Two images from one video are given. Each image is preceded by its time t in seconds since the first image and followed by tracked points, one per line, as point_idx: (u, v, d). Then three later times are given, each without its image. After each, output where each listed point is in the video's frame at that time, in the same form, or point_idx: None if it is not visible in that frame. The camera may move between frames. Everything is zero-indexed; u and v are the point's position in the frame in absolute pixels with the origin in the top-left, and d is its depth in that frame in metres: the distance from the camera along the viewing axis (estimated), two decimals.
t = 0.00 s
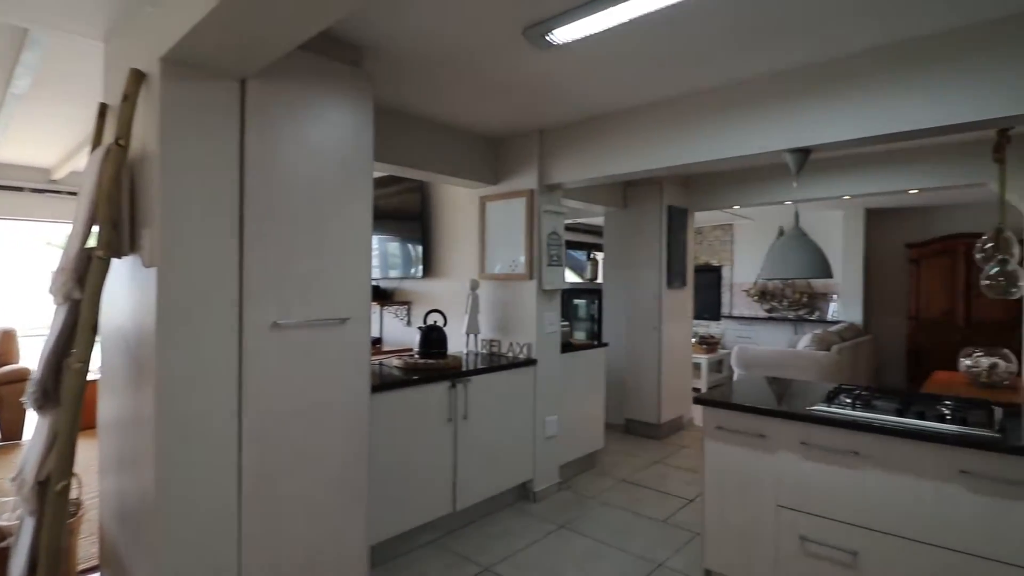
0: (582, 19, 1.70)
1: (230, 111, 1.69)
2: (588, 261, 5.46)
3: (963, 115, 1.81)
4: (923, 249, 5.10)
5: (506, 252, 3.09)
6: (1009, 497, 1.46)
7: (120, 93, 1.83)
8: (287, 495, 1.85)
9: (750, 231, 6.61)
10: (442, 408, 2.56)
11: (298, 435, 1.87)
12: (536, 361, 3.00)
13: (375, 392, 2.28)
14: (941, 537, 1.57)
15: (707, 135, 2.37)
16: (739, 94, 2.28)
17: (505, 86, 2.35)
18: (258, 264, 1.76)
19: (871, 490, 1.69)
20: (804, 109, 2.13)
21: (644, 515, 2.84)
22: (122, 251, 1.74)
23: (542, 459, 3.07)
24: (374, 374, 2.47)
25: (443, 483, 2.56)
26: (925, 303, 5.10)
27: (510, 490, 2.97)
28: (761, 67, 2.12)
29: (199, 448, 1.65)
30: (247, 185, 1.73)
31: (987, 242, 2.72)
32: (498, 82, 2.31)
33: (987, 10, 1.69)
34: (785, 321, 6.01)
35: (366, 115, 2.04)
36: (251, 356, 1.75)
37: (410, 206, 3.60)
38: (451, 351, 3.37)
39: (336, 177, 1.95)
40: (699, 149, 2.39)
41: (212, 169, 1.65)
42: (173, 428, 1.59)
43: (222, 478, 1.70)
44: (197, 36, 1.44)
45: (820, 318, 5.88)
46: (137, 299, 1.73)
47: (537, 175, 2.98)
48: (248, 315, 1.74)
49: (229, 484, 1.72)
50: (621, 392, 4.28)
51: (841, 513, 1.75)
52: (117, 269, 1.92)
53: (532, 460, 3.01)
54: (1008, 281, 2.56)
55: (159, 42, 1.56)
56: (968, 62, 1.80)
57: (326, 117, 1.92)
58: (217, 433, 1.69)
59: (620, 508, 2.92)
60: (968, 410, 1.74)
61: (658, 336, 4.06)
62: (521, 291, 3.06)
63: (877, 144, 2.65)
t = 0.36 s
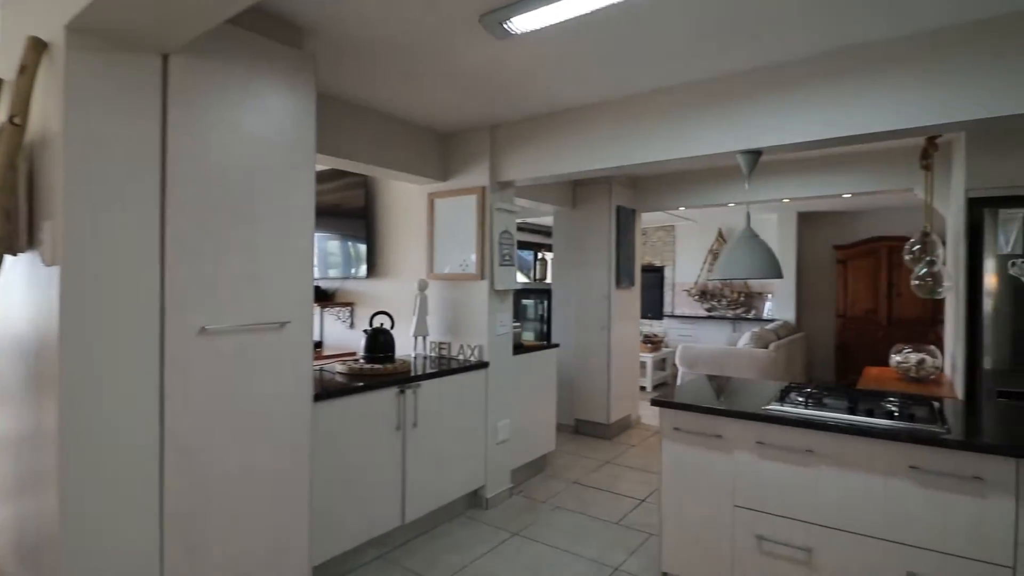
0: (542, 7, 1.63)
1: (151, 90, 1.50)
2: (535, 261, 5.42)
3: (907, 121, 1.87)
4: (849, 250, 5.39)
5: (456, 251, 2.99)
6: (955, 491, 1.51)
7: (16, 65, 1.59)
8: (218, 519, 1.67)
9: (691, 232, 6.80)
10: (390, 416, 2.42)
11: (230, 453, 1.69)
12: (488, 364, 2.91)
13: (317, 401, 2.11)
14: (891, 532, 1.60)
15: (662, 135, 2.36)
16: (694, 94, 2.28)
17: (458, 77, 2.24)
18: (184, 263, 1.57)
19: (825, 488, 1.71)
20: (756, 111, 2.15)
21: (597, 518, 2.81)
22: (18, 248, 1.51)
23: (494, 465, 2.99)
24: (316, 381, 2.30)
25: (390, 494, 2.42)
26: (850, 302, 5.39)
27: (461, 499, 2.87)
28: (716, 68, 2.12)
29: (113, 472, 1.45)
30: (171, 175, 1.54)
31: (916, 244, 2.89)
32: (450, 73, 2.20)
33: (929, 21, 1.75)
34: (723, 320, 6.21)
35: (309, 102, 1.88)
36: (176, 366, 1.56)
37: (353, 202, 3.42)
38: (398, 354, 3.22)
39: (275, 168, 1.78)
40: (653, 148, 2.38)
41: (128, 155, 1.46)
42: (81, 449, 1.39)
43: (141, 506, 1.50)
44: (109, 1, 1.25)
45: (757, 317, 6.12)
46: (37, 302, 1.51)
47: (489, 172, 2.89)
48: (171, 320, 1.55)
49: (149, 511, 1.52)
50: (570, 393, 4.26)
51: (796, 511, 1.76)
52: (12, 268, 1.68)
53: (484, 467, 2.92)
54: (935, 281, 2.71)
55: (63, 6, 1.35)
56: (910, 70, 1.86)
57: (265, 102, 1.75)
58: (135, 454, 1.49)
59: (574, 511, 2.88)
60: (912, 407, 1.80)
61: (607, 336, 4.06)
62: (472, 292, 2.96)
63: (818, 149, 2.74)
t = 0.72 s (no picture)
0: None
1: (69, 61, 1.30)
2: (489, 261, 5.33)
3: (869, 121, 1.88)
4: (792, 250, 5.60)
5: (413, 249, 2.86)
6: (921, 486, 1.54)
7: None
8: (154, 548, 1.48)
9: (642, 232, 6.89)
10: (344, 424, 2.27)
11: (168, 472, 1.51)
12: (447, 366, 2.81)
13: (265, 410, 1.94)
14: (859, 528, 1.62)
15: (628, 132, 2.32)
16: (659, 91, 2.26)
17: (418, 64, 2.12)
18: (112, 259, 1.38)
19: (794, 486, 1.71)
20: (721, 109, 2.14)
21: (560, 521, 2.75)
22: None
23: (453, 471, 2.88)
24: (263, 388, 2.12)
25: (345, 507, 2.28)
26: (792, 301, 5.61)
27: (419, 508, 2.74)
28: (682, 65, 2.10)
29: (25, 502, 1.25)
30: (95, 158, 1.35)
31: (861, 245, 3.01)
32: (410, 59, 2.07)
33: (890, 25, 1.78)
34: (673, 319, 6.33)
35: (256, 83, 1.71)
36: (103, 377, 1.37)
37: (301, 196, 3.22)
38: (350, 358, 3.06)
39: (218, 154, 1.61)
40: (618, 145, 2.34)
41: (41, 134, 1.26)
42: None
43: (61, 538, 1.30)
44: None
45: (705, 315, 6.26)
46: None
47: (447, 166, 2.77)
48: (95, 324, 1.35)
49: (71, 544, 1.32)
50: (528, 394, 4.20)
51: (766, 511, 1.76)
52: None
53: (442, 473, 2.81)
54: (879, 280, 2.82)
55: None
56: (871, 71, 1.88)
57: (206, 81, 1.57)
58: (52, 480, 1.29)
59: (536, 516, 2.81)
60: (872, 403, 1.83)
61: (564, 335, 4.03)
62: (430, 291, 2.84)
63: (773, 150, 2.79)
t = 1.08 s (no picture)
0: None
1: None
2: (444, 260, 5.21)
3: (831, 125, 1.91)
4: (739, 251, 5.78)
5: (369, 248, 2.73)
6: (886, 483, 1.57)
7: None
8: None
9: (595, 232, 6.94)
10: (297, 435, 2.12)
11: (99, 498, 1.34)
12: (406, 371, 2.69)
13: (209, 425, 1.78)
14: (828, 526, 1.64)
15: (594, 129, 2.27)
16: (625, 90, 2.22)
17: (377, 52, 1.99)
18: (30, 258, 1.20)
19: (764, 487, 1.72)
20: (688, 109, 2.13)
21: (523, 528, 2.69)
22: None
23: (412, 480, 2.76)
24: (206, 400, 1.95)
25: (298, 525, 2.13)
26: (739, 300, 5.79)
27: (377, 521, 2.61)
28: (650, 63, 2.07)
29: None
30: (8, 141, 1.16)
31: (811, 246, 3.10)
32: (369, 46, 1.95)
33: (853, 31, 1.81)
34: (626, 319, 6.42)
35: (198, 64, 1.54)
36: (19, 393, 1.19)
37: (245, 191, 3.02)
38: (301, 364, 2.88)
39: (156, 141, 1.44)
40: (585, 143, 2.28)
41: None
42: None
43: None
44: None
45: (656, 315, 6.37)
46: None
47: (406, 161, 2.65)
48: (8, 332, 1.17)
49: None
50: (486, 397, 4.12)
51: (737, 513, 1.76)
52: None
53: (401, 483, 2.69)
54: (829, 280, 2.91)
55: None
56: (831, 76, 1.90)
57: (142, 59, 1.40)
58: None
59: (498, 523, 2.74)
60: (835, 402, 1.87)
61: (522, 336, 3.98)
62: (387, 292, 2.71)
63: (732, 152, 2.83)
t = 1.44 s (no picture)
0: None
1: None
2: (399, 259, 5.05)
3: (796, 125, 1.94)
4: (691, 251, 5.91)
5: (323, 245, 2.57)
6: (855, 479, 1.59)
7: None
8: None
9: (550, 232, 6.93)
10: (246, 447, 1.96)
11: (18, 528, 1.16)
12: (363, 374, 2.55)
13: (146, 439, 1.60)
14: (799, 524, 1.64)
15: (562, 124, 2.22)
16: (594, 84, 2.18)
17: (336, 34, 1.86)
18: None
19: (737, 486, 1.71)
20: (657, 107, 2.11)
21: (487, 534, 2.61)
22: None
23: (369, 489, 2.63)
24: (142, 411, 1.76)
25: (248, 544, 1.96)
26: (692, 299, 5.92)
27: (332, 534, 2.46)
28: (619, 58, 2.04)
29: None
30: None
31: (766, 245, 3.16)
32: (327, 28, 1.82)
33: (818, 33, 1.83)
34: (581, 318, 6.44)
35: (135, 36, 1.38)
36: None
37: (185, 183, 2.79)
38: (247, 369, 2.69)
39: (86, 120, 1.27)
40: (553, 138, 2.23)
41: None
42: None
43: None
44: None
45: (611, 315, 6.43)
46: None
47: (363, 153, 2.51)
48: None
49: None
50: (444, 399, 4.01)
51: (710, 513, 1.74)
52: None
53: (358, 493, 2.55)
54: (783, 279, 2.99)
55: None
56: (796, 77, 1.92)
57: (70, 26, 1.23)
58: None
59: (461, 531, 2.64)
60: (801, 399, 1.89)
61: (482, 337, 3.89)
62: (343, 292, 2.56)
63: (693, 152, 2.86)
